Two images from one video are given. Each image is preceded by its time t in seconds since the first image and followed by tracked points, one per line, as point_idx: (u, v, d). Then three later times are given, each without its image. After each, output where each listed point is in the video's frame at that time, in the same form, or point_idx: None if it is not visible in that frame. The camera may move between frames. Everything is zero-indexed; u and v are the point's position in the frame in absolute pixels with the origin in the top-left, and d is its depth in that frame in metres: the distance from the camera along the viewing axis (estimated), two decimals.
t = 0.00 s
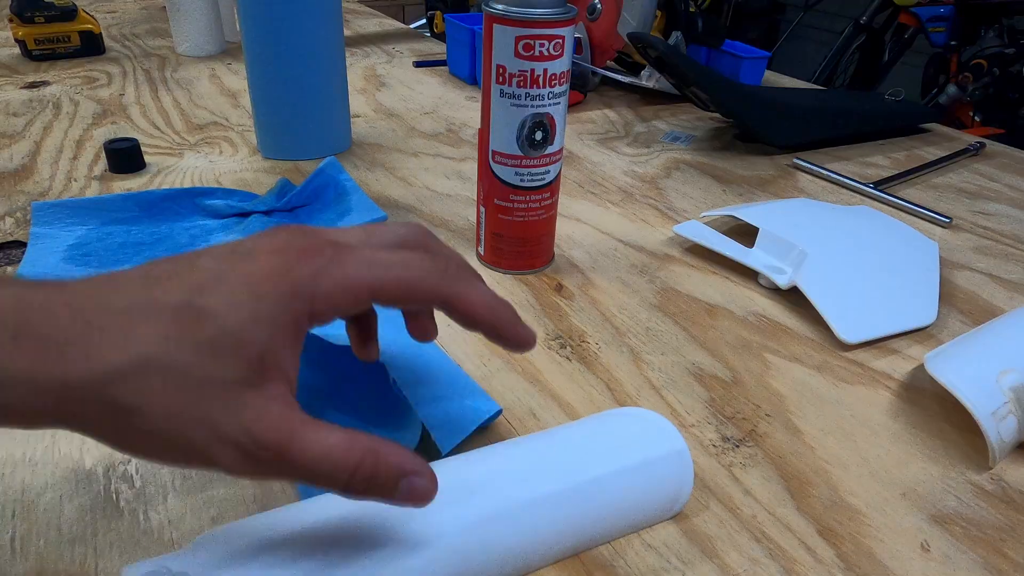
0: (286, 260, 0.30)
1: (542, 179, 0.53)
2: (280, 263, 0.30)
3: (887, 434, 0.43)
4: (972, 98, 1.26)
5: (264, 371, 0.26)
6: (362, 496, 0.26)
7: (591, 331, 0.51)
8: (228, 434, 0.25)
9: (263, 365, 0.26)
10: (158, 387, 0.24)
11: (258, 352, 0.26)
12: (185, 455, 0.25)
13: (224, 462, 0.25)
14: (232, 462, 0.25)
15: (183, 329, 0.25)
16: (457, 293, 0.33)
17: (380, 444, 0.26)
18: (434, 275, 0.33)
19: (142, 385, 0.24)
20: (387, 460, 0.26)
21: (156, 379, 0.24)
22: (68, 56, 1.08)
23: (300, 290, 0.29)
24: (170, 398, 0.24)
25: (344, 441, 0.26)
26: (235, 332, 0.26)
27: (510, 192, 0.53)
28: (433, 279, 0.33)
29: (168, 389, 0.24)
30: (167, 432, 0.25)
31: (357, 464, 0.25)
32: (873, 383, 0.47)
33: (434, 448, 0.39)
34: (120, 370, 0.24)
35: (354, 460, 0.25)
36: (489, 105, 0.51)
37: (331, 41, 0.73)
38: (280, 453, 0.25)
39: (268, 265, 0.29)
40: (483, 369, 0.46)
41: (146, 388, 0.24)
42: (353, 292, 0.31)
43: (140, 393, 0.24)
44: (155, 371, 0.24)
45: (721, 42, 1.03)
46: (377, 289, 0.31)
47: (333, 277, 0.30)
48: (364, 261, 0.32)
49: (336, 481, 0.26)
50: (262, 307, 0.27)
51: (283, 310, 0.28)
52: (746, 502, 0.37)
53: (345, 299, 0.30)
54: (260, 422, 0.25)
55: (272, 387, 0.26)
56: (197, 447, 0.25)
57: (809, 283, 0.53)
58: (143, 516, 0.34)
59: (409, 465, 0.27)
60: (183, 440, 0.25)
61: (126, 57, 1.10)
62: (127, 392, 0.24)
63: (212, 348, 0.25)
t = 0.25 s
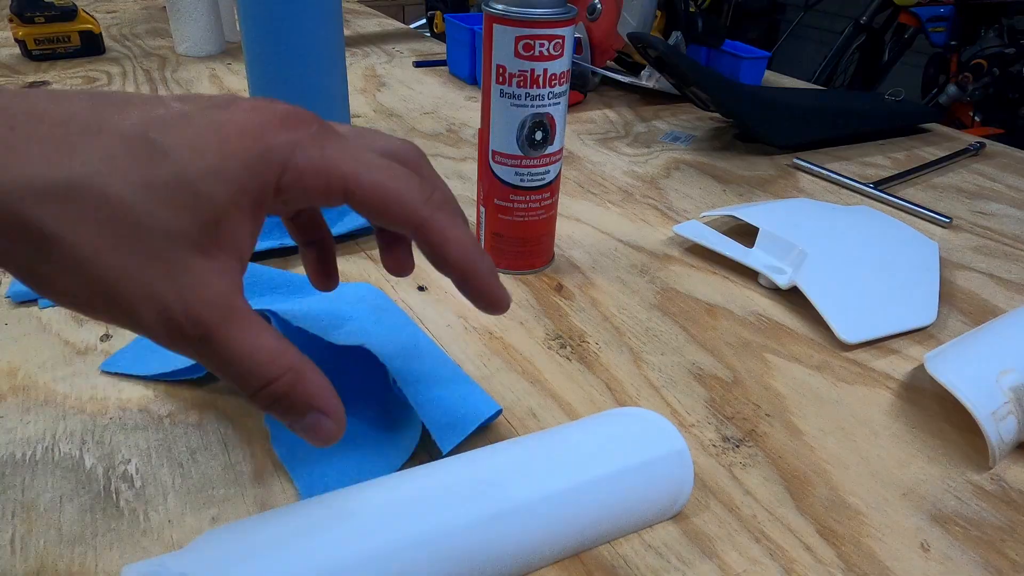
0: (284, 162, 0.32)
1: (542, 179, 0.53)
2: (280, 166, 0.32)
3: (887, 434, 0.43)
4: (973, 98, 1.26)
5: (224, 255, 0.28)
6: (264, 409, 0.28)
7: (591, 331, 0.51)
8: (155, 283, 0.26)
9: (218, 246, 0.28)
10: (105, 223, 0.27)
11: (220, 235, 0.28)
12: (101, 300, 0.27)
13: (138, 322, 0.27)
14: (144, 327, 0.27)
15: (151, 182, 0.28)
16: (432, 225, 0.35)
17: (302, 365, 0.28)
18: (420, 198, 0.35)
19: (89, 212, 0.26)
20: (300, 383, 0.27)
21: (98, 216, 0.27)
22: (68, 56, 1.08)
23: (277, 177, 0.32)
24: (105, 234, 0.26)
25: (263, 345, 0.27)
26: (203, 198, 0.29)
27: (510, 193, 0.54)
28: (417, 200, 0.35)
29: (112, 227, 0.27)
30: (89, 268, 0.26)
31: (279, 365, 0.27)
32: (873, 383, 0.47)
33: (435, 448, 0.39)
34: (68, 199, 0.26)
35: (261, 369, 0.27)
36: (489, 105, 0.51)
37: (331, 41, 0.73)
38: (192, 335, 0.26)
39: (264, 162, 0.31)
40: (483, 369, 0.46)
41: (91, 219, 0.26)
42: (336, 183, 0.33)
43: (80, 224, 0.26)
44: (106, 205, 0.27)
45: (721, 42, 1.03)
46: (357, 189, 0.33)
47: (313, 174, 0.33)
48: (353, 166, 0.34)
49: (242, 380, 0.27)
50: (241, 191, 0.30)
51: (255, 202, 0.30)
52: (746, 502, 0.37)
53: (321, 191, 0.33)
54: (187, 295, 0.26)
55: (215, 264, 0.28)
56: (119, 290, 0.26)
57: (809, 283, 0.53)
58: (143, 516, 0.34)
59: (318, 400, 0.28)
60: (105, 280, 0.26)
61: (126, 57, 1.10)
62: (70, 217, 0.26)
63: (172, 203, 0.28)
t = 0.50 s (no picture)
0: (360, 299, 0.27)
1: (542, 179, 0.53)
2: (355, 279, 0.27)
3: (887, 434, 0.43)
4: (973, 97, 1.26)
5: (263, 392, 0.24)
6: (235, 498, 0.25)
7: (591, 331, 0.51)
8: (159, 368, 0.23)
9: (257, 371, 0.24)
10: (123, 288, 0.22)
11: (268, 364, 0.24)
12: (72, 356, 0.22)
13: (117, 389, 0.23)
14: (124, 395, 0.23)
15: (195, 253, 0.24)
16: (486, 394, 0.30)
17: (284, 460, 0.25)
18: (479, 364, 0.29)
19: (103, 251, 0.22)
20: (277, 484, 0.25)
21: (112, 275, 0.22)
22: (68, 56, 1.08)
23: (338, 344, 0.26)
24: (107, 293, 0.22)
25: (258, 446, 0.24)
26: (253, 315, 0.24)
27: (511, 193, 0.53)
28: (478, 365, 0.29)
29: (121, 288, 0.22)
30: (67, 321, 0.22)
31: (299, 511, 0.25)
32: (873, 383, 0.47)
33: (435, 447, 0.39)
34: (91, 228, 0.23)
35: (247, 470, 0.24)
36: (489, 104, 0.51)
37: (331, 41, 0.73)
38: (174, 422, 0.24)
39: (340, 271, 0.27)
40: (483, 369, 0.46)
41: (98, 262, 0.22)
42: (397, 356, 0.27)
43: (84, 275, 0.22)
44: (128, 256, 0.23)
45: (721, 42, 1.03)
46: (417, 361, 0.28)
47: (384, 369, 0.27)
48: (420, 327, 0.28)
49: (222, 470, 0.24)
50: (307, 316, 0.25)
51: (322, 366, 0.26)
52: (746, 502, 0.37)
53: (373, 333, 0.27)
54: (196, 386, 0.23)
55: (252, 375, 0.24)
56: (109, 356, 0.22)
57: (809, 283, 0.53)
58: (143, 516, 0.34)
59: (305, 506, 0.25)
60: (87, 340, 0.22)
61: (126, 58, 1.10)
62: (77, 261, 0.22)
63: (212, 297, 0.24)
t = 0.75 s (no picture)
0: (357, 371, 0.26)
1: (542, 179, 0.53)
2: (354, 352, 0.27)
3: (887, 434, 0.43)
4: (972, 98, 1.27)
5: (266, 470, 0.24)
6: (243, 564, 0.25)
7: (591, 331, 0.51)
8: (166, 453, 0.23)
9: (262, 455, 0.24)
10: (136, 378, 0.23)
11: (271, 445, 0.24)
12: (90, 448, 0.23)
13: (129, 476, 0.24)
14: (138, 482, 0.24)
15: (203, 339, 0.25)
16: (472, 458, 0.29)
17: (284, 522, 0.25)
18: (462, 433, 0.28)
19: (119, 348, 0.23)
20: (279, 546, 0.25)
21: (129, 369, 0.23)
22: (68, 56, 1.08)
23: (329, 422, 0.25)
24: (120, 385, 0.23)
25: (261, 516, 0.24)
26: (259, 398, 0.24)
27: (511, 193, 0.53)
28: (461, 433, 0.28)
29: (134, 380, 0.23)
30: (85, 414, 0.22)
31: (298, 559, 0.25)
32: (873, 383, 0.47)
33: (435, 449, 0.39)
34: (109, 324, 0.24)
35: (250, 538, 0.24)
36: (489, 104, 0.51)
37: (331, 41, 0.73)
38: (182, 504, 0.24)
39: (342, 347, 0.27)
40: (483, 369, 0.46)
41: (114, 355, 0.23)
42: (391, 423, 0.26)
43: (100, 368, 0.23)
44: (140, 348, 0.23)
45: (721, 42, 1.03)
46: (408, 429, 0.27)
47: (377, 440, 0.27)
48: (419, 401, 0.28)
49: (229, 542, 0.24)
50: (308, 394, 0.25)
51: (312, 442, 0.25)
52: (746, 502, 0.37)
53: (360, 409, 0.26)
54: (202, 470, 0.23)
55: (253, 459, 0.24)
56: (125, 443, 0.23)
57: (809, 283, 0.53)
58: (142, 516, 0.34)
59: (301, 555, 0.25)
60: (102, 431, 0.23)
61: (126, 57, 1.10)
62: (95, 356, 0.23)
63: (219, 384, 0.24)
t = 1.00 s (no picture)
0: (346, 370, 0.26)
1: (542, 179, 0.53)
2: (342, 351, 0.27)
3: (887, 434, 0.43)
4: (972, 97, 1.27)
5: (259, 470, 0.24)
6: (239, 566, 0.25)
7: (591, 331, 0.51)
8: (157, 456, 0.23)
9: (253, 455, 0.24)
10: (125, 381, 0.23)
11: (262, 444, 0.24)
12: (78, 455, 0.23)
13: (119, 482, 0.23)
14: (128, 487, 0.24)
15: (191, 342, 0.25)
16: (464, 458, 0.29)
17: (279, 523, 0.25)
18: (454, 433, 0.29)
19: (107, 353, 0.23)
20: (275, 546, 0.25)
21: (117, 373, 0.23)
22: (68, 56, 1.08)
23: (320, 422, 0.25)
24: (109, 390, 0.23)
25: (254, 516, 0.24)
26: (248, 398, 0.24)
27: (511, 193, 0.53)
28: (453, 433, 0.29)
29: (123, 385, 0.23)
30: (74, 419, 0.22)
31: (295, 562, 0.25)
32: (873, 383, 0.47)
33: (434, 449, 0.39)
34: (95, 330, 0.24)
35: (243, 539, 0.24)
36: (489, 104, 0.51)
37: (331, 41, 0.73)
38: (174, 506, 0.24)
39: (331, 347, 0.28)
40: (483, 369, 0.46)
41: (102, 360, 0.23)
42: (383, 423, 0.27)
43: (89, 372, 0.23)
44: (128, 353, 0.23)
45: (721, 42, 1.03)
46: (399, 428, 0.27)
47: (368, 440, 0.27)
48: (408, 399, 0.28)
49: (223, 544, 0.24)
50: (298, 392, 0.25)
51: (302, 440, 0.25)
52: (746, 502, 0.37)
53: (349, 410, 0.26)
54: (193, 473, 0.23)
55: (245, 458, 0.24)
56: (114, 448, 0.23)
57: (809, 283, 0.53)
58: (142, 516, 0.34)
59: (297, 556, 0.26)
60: (90, 437, 0.22)
61: (126, 58, 1.10)
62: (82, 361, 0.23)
63: (208, 385, 0.24)
